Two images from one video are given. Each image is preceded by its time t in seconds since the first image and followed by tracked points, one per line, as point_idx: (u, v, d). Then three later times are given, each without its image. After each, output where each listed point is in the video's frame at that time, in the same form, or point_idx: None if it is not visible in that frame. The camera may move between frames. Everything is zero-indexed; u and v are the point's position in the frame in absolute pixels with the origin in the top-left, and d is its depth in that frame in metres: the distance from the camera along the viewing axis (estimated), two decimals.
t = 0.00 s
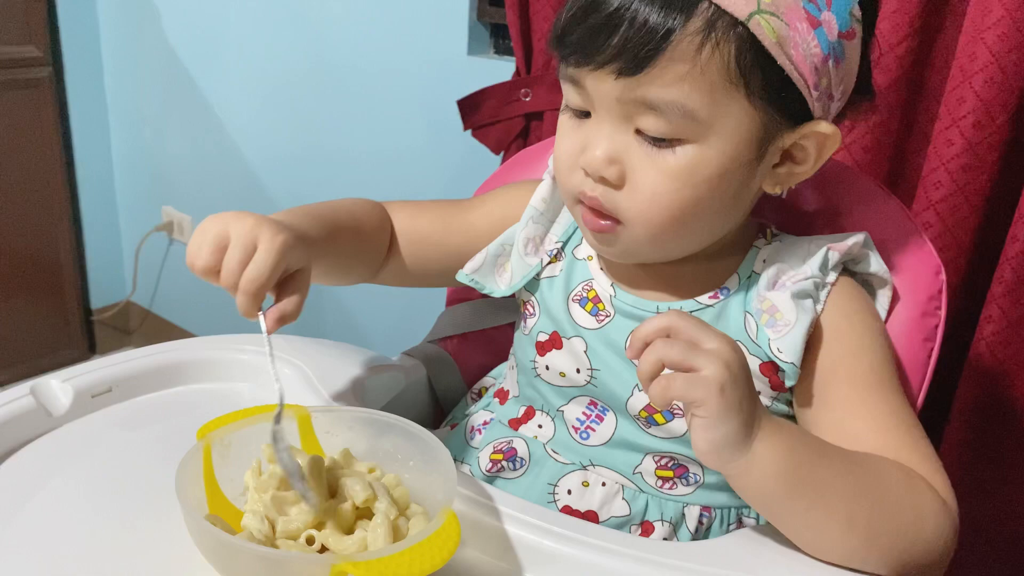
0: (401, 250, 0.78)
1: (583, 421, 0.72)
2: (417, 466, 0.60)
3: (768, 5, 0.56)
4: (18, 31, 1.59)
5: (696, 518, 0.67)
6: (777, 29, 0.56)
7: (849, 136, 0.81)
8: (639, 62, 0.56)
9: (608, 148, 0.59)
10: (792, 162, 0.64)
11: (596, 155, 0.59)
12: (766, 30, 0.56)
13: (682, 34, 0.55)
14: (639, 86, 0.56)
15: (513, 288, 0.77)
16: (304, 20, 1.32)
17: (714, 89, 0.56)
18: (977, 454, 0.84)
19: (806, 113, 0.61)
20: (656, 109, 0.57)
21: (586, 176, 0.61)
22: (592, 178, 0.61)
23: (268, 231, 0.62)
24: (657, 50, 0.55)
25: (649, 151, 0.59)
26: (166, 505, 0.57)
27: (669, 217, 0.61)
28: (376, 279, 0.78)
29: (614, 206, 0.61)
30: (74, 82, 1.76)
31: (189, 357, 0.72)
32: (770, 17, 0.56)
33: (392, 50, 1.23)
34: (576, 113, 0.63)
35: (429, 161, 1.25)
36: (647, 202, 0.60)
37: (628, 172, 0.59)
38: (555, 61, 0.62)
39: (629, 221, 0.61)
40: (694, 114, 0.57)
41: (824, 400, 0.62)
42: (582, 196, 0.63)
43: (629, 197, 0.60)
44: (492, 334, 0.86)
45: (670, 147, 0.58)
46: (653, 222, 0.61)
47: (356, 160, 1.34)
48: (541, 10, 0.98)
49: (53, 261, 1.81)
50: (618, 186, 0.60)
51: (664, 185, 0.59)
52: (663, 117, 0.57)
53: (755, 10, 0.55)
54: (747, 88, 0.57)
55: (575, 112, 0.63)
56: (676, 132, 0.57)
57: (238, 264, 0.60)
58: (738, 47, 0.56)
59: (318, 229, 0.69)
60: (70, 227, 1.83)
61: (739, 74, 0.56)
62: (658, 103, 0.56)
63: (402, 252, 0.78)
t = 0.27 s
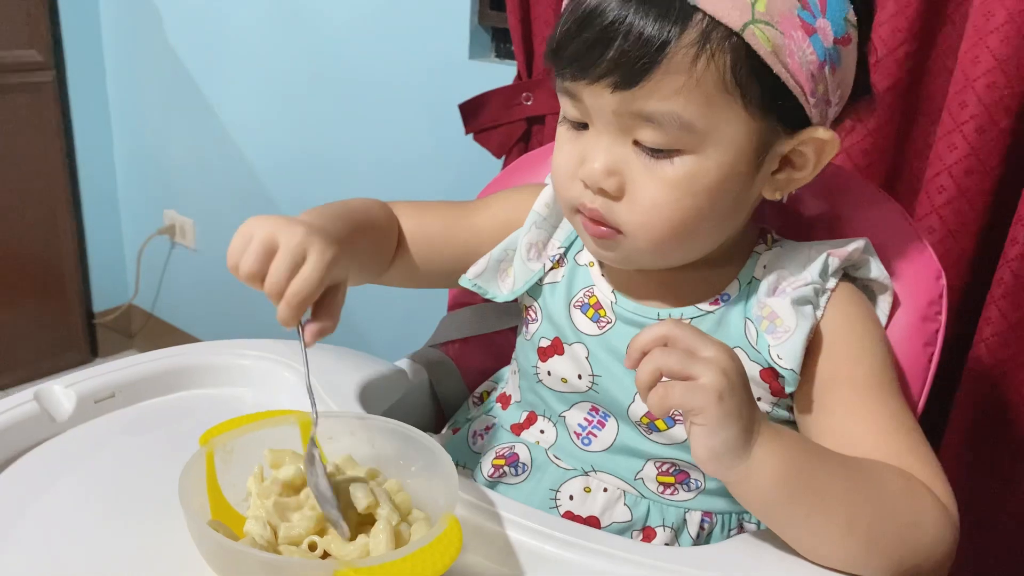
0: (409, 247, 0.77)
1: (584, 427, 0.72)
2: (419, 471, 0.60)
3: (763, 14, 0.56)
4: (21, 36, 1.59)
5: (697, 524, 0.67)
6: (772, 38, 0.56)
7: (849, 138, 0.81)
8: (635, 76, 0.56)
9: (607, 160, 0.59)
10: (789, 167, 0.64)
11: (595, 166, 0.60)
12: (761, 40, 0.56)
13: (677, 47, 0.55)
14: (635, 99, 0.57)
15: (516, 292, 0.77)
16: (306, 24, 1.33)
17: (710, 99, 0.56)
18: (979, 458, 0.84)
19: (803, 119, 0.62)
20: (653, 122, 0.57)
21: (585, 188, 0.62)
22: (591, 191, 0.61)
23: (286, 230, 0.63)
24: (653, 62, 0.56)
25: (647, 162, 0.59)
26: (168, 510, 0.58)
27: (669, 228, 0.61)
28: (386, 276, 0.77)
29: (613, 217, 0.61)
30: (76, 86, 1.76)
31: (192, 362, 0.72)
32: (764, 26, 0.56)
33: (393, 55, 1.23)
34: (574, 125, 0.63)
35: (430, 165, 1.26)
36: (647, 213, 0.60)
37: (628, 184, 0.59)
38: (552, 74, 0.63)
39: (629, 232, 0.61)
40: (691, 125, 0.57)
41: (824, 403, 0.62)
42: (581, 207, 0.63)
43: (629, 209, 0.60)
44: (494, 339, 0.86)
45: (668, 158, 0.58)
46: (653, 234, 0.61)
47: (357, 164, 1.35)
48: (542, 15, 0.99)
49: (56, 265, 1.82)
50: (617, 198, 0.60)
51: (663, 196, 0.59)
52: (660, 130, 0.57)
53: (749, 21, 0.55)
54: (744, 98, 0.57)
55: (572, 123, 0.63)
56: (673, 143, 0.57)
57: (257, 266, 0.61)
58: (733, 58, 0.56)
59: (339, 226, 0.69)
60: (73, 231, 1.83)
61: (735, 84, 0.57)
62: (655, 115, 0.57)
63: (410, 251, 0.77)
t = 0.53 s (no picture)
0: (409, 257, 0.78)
1: (586, 432, 0.72)
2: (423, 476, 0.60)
3: (757, 22, 0.56)
4: (23, 40, 1.60)
5: (699, 528, 0.67)
6: (767, 44, 0.56)
7: (853, 141, 0.81)
8: (630, 86, 0.56)
9: (605, 169, 0.59)
10: (791, 172, 0.64)
11: (593, 176, 0.60)
12: (756, 47, 0.56)
13: (672, 56, 0.56)
14: (632, 109, 0.57)
15: (517, 298, 0.77)
16: (307, 28, 1.33)
17: (707, 107, 0.56)
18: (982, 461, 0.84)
19: (801, 124, 0.62)
20: (650, 131, 0.57)
21: (584, 199, 0.62)
22: (590, 201, 0.61)
23: (284, 236, 0.64)
24: (648, 71, 0.56)
25: (645, 171, 0.59)
26: (171, 514, 0.58)
27: (668, 236, 0.61)
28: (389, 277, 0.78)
29: (612, 226, 0.61)
30: (78, 90, 1.77)
31: (195, 367, 0.73)
32: (759, 34, 0.56)
33: (394, 58, 1.23)
34: (571, 134, 0.63)
35: (432, 168, 1.26)
36: (646, 222, 0.60)
37: (626, 193, 0.59)
38: (548, 86, 0.63)
39: (628, 240, 0.62)
40: (687, 133, 0.57)
41: (826, 406, 0.62)
42: (580, 217, 0.63)
43: (629, 218, 0.60)
44: (497, 343, 0.86)
45: (667, 167, 0.59)
46: (652, 242, 0.61)
47: (359, 167, 1.35)
48: (543, 18, 0.99)
49: (58, 268, 1.82)
50: (616, 206, 0.60)
51: (662, 204, 0.59)
52: (657, 139, 0.57)
53: (743, 29, 0.56)
54: (741, 106, 0.57)
55: (569, 133, 0.63)
56: (670, 152, 0.58)
57: (261, 278, 0.63)
58: (728, 66, 0.56)
59: (346, 225, 0.71)
60: (75, 234, 1.84)
61: (732, 92, 0.57)
62: (652, 125, 0.57)
63: (411, 253, 0.78)
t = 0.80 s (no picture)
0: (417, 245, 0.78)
1: (590, 435, 0.72)
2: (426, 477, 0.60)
3: (755, 23, 0.56)
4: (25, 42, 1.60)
5: (703, 531, 0.67)
6: (764, 46, 0.56)
7: (856, 142, 0.81)
8: (627, 91, 0.56)
9: (604, 174, 0.59)
10: (791, 171, 0.64)
11: (593, 180, 0.60)
12: (753, 49, 0.56)
13: (669, 59, 0.56)
14: (629, 113, 0.57)
15: (520, 299, 0.77)
16: (308, 29, 1.33)
17: (705, 110, 0.56)
18: (985, 461, 0.84)
19: (801, 124, 0.61)
20: (648, 135, 0.57)
21: (584, 203, 0.62)
22: (590, 205, 0.61)
23: (314, 225, 0.65)
24: (645, 75, 0.56)
25: (643, 174, 0.59)
26: (174, 517, 0.58)
27: (669, 239, 0.61)
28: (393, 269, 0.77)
29: (612, 231, 0.61)
30: (80, 92, 1.77)
31: (198, 369, 0.73)
32: (756, 35, 0.56)
33: (396, 60, 1.24)
34: (569, 139, 0.63)
35: (433, 169, 1.26)
36: (646, 226, 0.60)
37: (625, 197, 0.60)
38: (545, 92, 0.63)
39: (628, 244, 0.62)
40: (685, 136, 0.57)
41: (829, 407, 0.62)
42: (580, 221, 0.63)
43: (629, 222, 0.60)
44: (500, 345, 0.86)
45: (666, 170, 0.59)
46: (652, 246, 0.61)
47: (361, 169, 1.35)
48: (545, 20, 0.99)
49: (60, 270, 1.82)
50: (616, 210, 0.60)
51: (661, 207, 0.59)
52: (655, 142, 0.57)
53: (741, 30, 0.56)
54: (739, 108, 0.57)
55: (568, 138, 0.63)
56: (669, 155, 0.58)
57: (284, 262, 0.64)
58: (726, 69, 0.56)
59: (362, 213, 0.72)
60: (77, 236, 1.84)
61: (730, 95, 0.57)
62: (649, 129, 0.57)
63: (417, 247, 0.78)
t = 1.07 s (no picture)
0: (421, 237, 0.77)
1: (591, 433, 0.72)
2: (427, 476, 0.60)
3: (753, 27, 0.56)
4: (27, 44, 1.60)
5: (703, 529, 0.67)
6: (762, 50, 0.56)
7: (859, 142, 0.81)
8: (625, 96, 0.56)
9: (604, 178, 0.60)
10: (791, 172, 0.64)
11: (593, 184, 0.60)
12: (751, 53, 0.56)
13: (667, 64, 0.56)
14: (628, 118, 0.57)
15: (524, 294, 0.77)
16: (311, 30, 1.33)
17: (704, 115, 0.56)
18: (988, 461, 0.84)
19: (801, 126, 0.62)
20: (647, 140, 0.57)
21: (585, 207, 0.62)
22: (590, 209, 0.61)
23: (341, 207, 0.66)
24: (644, 79, 0.56)
25: (643, 179, 0.59)
26: (177, 516, 0.58)
27: (669, 243, 0.61)
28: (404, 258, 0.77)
29: (613, 234, 0.62)
30: (83, 94, 1.77)
31: (201, 370, 0.73)
32: (754, 39, 0.56)
33: (398, 61, 1.24)
34: (569, 143, 0.63)
35: (436, 170, 1.26)
36: (647, 229, 0.60)
37: (625, 202, 0.60)
38: (544, 96, 0.63)
39: (629, 249, 0.62)
40: (684, 141, 0.57)
41: (831, 406, 0.62)
42: (581, 225, 0.63)
43: (630, 226, 0.61)
44: (502, 345, 0.86)
45: (665, 174, 0.59)
46: (653, 250, 0.61)
47: (363, 170, 1.35)
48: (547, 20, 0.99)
49: (63, 271, 1.82)
50: (616, 214, 0.61)
51: (661, 212, 0.59)
52: (654, 147, 0.57)
53: (739, 34, 0.56)
54: (738, 112, 0.57)
55: (568, 142, 0.63)
56: (668, 160, 0.58)
57: (311, 244, 0.65)
58: (724, 73, 0.56)
59: (384, 202, 0.73)
60: (80, 238, 1.84)
61: (728, 99, 0.57)
62: (648, 134, 0.57)
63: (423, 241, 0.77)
